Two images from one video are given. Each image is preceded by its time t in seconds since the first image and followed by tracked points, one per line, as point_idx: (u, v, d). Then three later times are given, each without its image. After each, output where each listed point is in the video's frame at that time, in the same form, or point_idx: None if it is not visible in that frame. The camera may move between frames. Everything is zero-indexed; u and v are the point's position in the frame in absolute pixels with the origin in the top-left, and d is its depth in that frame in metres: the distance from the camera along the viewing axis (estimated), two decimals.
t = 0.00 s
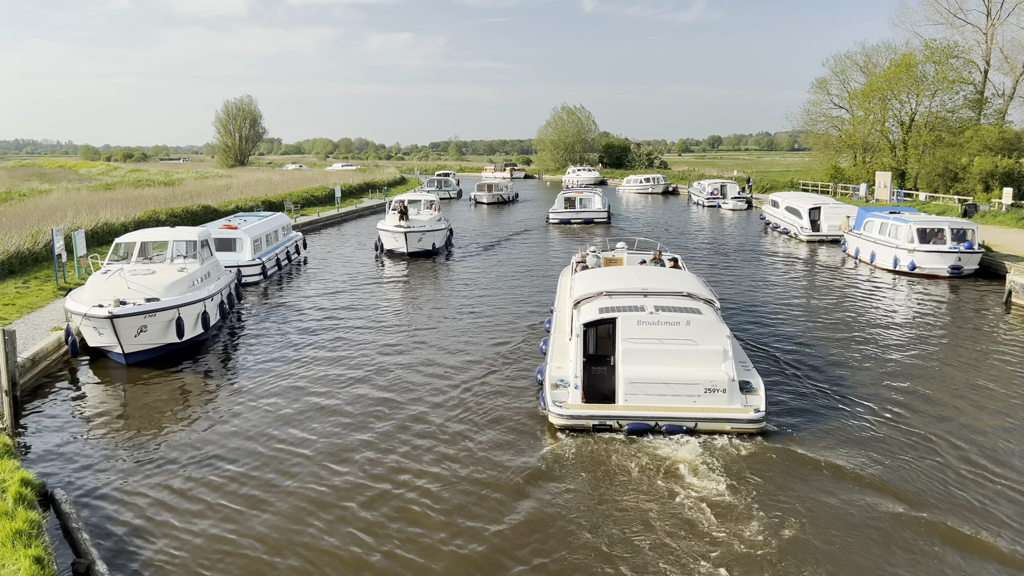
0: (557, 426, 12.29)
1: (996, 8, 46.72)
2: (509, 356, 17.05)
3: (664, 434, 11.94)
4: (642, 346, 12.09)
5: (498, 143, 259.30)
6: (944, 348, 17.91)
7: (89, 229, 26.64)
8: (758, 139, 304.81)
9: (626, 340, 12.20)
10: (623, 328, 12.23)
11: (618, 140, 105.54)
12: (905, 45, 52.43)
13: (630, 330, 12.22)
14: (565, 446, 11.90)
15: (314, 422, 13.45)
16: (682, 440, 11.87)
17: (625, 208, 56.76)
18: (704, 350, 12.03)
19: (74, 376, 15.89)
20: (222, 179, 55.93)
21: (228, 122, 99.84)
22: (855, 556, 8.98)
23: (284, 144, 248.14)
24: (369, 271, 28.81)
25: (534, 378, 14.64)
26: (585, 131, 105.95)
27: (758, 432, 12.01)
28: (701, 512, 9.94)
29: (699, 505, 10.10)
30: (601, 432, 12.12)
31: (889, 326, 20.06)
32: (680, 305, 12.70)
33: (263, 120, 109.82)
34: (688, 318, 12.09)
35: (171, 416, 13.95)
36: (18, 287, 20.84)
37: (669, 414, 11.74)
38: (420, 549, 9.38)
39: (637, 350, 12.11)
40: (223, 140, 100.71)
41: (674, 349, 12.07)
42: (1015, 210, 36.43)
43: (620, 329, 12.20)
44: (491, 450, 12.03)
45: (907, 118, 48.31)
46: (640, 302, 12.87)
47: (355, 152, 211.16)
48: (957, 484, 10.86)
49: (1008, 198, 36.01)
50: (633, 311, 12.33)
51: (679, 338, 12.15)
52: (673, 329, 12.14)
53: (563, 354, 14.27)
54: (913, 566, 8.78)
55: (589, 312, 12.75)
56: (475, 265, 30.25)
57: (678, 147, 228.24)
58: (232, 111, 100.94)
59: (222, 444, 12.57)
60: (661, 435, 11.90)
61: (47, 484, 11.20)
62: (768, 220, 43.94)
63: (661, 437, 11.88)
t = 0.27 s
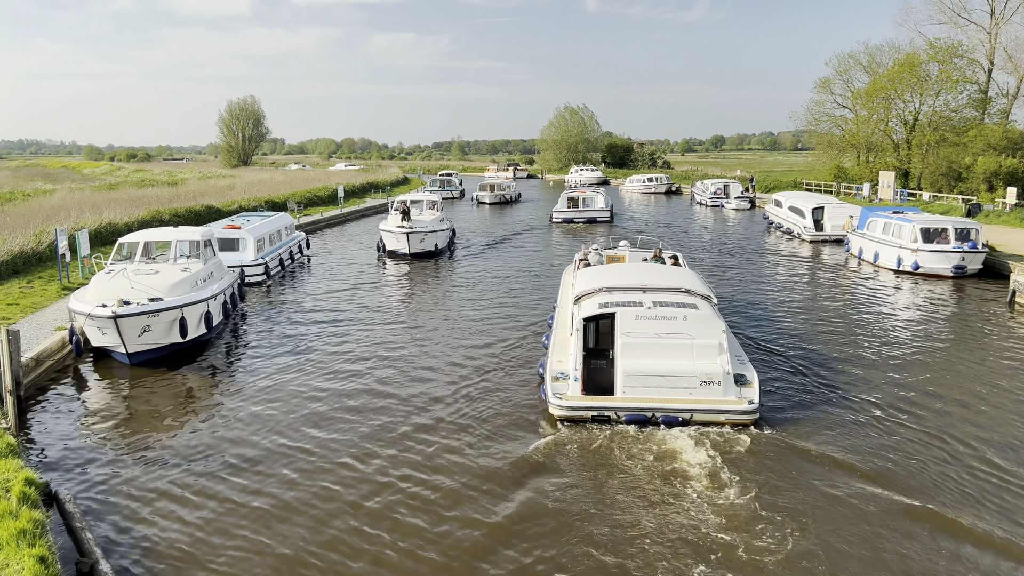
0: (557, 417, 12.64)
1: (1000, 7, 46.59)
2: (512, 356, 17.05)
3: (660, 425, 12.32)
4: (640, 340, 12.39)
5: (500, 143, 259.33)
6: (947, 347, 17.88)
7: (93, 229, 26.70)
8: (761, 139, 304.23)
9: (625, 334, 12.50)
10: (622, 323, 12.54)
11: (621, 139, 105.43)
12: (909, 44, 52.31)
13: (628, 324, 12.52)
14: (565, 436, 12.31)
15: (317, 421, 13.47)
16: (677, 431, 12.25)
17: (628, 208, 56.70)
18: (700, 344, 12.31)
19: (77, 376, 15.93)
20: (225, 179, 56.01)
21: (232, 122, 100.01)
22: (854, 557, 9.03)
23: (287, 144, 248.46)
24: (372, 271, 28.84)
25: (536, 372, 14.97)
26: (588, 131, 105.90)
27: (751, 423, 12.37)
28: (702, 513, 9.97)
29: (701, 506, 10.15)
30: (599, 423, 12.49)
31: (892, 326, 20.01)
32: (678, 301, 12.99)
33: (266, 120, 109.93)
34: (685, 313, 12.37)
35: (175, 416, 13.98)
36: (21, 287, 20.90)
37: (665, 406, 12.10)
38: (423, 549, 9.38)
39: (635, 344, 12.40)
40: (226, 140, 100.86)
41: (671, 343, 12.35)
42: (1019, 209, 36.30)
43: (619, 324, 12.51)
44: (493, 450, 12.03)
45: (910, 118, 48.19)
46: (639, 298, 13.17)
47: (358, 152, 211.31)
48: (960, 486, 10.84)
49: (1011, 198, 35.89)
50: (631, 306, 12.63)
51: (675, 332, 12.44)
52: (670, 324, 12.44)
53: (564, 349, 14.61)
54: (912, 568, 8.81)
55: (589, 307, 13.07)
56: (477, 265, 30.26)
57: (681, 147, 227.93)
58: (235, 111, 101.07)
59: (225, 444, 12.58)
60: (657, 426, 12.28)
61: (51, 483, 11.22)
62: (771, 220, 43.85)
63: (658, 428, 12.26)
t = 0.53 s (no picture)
0: (557, 408, 12.93)
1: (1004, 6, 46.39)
2: (515, 355, 17.02)
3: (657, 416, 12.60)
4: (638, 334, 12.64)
5: (503, 143, 259.29)
6: (951, 347, 17.82)
7: (96, 229, 26.74)
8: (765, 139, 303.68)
9: (624, 328, 12.75)
10: (621, 318, 12.80)
11: (624, 139, 105.31)
12: (913, 43, 52.15)
13: (627, 319, 12.79)
14: (565, 427, 12.59)
15: (320, 421, 13.46)
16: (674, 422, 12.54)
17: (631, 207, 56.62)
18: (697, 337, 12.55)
19: (81, 375, 15.94)
20: (229, 179, 56.09)
21: (235, 122, 100.20)
22: (857, 558, 8.97)
23: (290, 144, 248.82)
24: (374, 270, 28.84)
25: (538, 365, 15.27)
26: (591, 131, 105.84)
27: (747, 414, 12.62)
28: (704, 514, 9.91)
29: (702, 507, 10.09)
30: (598, 414, 12.78)
31: (896, 326, 19.94)
32: (676, 297, 13.25)
33: (270, 120, 110.08)
34: (682, 308, 12.65)
35: (178, 415, 13.98)
36: (25, 286, 20.94)
37: (662, 397, 12.38)
38: (426, 548, 9.35)
39: (633, 337, 12.65)
40: (229, 140, 101.01)
41: (668, 336, 12.60)
42: None
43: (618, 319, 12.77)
44: (496, 450, 12.00)
45: (914, 117, 48.04)
46: (638, 294, 13.40)
47: (361, 152, 211.58)
48: (966, 487, 10.77)
49: (1016, 197, 35.74)
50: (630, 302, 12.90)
51: (673, 326, 12.70)
52: (668, 319, 12.71)
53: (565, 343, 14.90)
54: (915, 569, 8.74)
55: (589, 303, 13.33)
56: (480, 265, 30.26)
57: (684, 147, 227.57)
58: (239, 110, 101.20)
59: (228, 443, 12.57)
60: (654, 417, 12.57)
61: (55, 482, 11.23)
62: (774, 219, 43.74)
63: (655, 419, 12.55)
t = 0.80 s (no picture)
0: (558, 399, 13.29)
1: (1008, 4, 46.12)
2: (517, 354, 17.00)
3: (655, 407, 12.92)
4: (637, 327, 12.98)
5: (507, 142, 259.26)
6: (955, 346, 17.74)
7: (100, 228, 26.79)
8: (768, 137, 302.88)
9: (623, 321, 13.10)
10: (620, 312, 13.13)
11: (627, 138, 105.11)
12: (917, 42, 51.92)
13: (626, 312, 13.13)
14: (566, 420, 12.82)
15: (323, 419, 13.46)
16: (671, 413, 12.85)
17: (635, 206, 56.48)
18: (694, 331, 12.89)
19: (86, 374, 15.99)
20: (233, 178, 56.19)
21: (238, 121, 100.43)
22: (860, 560, 8.92)
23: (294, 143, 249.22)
24: (377, 270, 28.85)
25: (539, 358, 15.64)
26: (594, 130, 105.66)
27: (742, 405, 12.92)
28: (705, 515, 9.86)
29: (706, 507, 10.07)
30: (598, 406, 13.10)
31: (900, 325, 19.84)
32: (674, 292, 13.53)
33: (273, 119, 110.24)
34: (679, 303, 13.01)
35: (182, 414, 14.00)
36: (29, 286, 20.98)
37: (660, 389, 12.70)
38: (428, 548, 9.33)
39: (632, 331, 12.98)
40: (233, 139, 101.17)
41: (666, 330, 12.94)
42: None
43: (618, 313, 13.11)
44: (499, 450, 11.98)
45: (918, 116, 47.83)
46: (637, 288, 13.68)
47: (364, 151, 211.98)
48: (972, 488, 10.70)
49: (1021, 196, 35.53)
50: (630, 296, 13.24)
51: (671, 320, 13.06)
52: (665, 313, 13.07)
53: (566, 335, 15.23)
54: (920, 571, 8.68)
55: (589, 296, 13.66)
56: (483, 264, 30.23)
57: (687, 146, 227.06)
58: (242, 110, 101.40)
59: (231, 442, 12.56)
60: (652, 408, 12.88)
61: (59, 481, 11.24)
62: (778, 218, 43.61)
63: (652, 409, 12.86)
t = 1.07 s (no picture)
0: (558, 391, 13.65)
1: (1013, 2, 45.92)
2: (520, 353, 17.00)
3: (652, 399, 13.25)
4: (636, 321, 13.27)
5: (509, 141, 259.14)
6: (959, 345, 17.69)
7: (104, 227, 26.87)
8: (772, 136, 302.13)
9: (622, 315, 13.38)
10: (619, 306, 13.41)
11: (630, 137, 104.96)
12: (921, 40, 51.74)
13: (625, 307, 13.40)
14: (569, 419, 12.83)
15: (326, 418, 13.47)
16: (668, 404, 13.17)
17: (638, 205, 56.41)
18: (691, 325, 13.16)
19: (90, 373, 16.03)
20: (236, 178, 56.29)
21: (241, 120, 100.58)
22: (863, 559, 8.84)
23: (297, 142, 249.49)
24: (380, 268, 28.87)
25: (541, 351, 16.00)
26: (597, 129, 105.55)
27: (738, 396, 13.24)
28: (705, 512, 9.81)
29: (709, 505, 10.04)
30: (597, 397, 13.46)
31: (904, 324, 19.78)
32: (673, 286, 13.64)
33: (276, 119, 110.33)
34: (677, 297, 13.26)
35: (185, 412, 14.02)
36: (33, 284, 21.04)
37: (657, 380, 13.03)
38: (431, 545, 9.33)
39: (631, 325, 13.28)
40: (236, 138, 101.32)
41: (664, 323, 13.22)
42: None
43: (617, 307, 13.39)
44: (502, 447, 11.98)
45: (922, 114, 47.68)
46: (637, 283, 13.90)
47: (367, 150, 212.12)
48: (976, 486, 10.63)
49: None
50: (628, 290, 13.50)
51: (669, 314, 13.32)
52: (664, 307, 13.32)
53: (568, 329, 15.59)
54: (925, 569, 8.64)
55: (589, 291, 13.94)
56: (486, 263, 30.23)
57: (691, 144, 226.59)
58: (245, 109, 101.55)
59: (234, 441, 12.58)
60: (649, 399, 13.22)
61: (63, 479, 11.27)
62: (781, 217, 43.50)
63: (650, 401, 13.19)
